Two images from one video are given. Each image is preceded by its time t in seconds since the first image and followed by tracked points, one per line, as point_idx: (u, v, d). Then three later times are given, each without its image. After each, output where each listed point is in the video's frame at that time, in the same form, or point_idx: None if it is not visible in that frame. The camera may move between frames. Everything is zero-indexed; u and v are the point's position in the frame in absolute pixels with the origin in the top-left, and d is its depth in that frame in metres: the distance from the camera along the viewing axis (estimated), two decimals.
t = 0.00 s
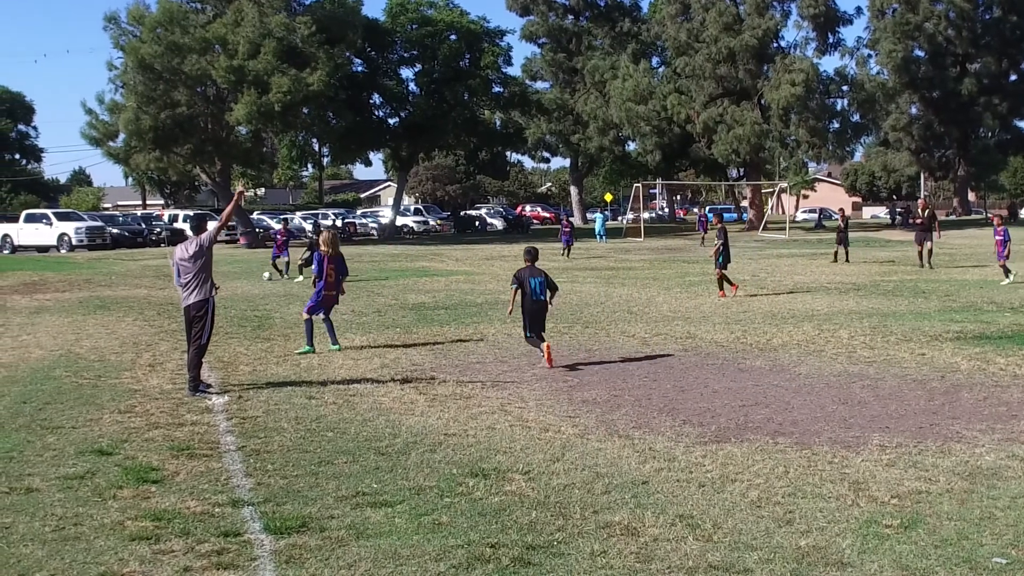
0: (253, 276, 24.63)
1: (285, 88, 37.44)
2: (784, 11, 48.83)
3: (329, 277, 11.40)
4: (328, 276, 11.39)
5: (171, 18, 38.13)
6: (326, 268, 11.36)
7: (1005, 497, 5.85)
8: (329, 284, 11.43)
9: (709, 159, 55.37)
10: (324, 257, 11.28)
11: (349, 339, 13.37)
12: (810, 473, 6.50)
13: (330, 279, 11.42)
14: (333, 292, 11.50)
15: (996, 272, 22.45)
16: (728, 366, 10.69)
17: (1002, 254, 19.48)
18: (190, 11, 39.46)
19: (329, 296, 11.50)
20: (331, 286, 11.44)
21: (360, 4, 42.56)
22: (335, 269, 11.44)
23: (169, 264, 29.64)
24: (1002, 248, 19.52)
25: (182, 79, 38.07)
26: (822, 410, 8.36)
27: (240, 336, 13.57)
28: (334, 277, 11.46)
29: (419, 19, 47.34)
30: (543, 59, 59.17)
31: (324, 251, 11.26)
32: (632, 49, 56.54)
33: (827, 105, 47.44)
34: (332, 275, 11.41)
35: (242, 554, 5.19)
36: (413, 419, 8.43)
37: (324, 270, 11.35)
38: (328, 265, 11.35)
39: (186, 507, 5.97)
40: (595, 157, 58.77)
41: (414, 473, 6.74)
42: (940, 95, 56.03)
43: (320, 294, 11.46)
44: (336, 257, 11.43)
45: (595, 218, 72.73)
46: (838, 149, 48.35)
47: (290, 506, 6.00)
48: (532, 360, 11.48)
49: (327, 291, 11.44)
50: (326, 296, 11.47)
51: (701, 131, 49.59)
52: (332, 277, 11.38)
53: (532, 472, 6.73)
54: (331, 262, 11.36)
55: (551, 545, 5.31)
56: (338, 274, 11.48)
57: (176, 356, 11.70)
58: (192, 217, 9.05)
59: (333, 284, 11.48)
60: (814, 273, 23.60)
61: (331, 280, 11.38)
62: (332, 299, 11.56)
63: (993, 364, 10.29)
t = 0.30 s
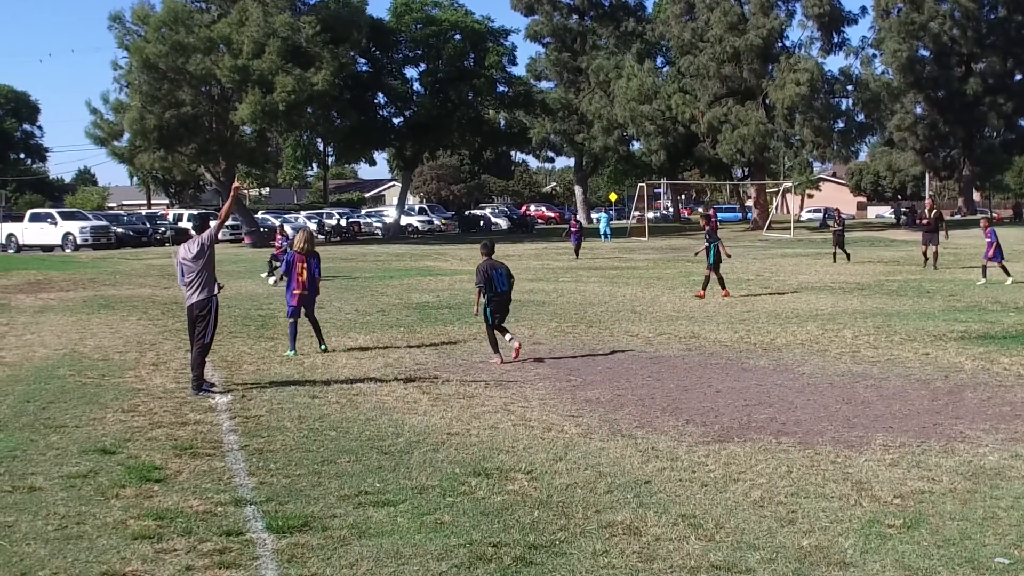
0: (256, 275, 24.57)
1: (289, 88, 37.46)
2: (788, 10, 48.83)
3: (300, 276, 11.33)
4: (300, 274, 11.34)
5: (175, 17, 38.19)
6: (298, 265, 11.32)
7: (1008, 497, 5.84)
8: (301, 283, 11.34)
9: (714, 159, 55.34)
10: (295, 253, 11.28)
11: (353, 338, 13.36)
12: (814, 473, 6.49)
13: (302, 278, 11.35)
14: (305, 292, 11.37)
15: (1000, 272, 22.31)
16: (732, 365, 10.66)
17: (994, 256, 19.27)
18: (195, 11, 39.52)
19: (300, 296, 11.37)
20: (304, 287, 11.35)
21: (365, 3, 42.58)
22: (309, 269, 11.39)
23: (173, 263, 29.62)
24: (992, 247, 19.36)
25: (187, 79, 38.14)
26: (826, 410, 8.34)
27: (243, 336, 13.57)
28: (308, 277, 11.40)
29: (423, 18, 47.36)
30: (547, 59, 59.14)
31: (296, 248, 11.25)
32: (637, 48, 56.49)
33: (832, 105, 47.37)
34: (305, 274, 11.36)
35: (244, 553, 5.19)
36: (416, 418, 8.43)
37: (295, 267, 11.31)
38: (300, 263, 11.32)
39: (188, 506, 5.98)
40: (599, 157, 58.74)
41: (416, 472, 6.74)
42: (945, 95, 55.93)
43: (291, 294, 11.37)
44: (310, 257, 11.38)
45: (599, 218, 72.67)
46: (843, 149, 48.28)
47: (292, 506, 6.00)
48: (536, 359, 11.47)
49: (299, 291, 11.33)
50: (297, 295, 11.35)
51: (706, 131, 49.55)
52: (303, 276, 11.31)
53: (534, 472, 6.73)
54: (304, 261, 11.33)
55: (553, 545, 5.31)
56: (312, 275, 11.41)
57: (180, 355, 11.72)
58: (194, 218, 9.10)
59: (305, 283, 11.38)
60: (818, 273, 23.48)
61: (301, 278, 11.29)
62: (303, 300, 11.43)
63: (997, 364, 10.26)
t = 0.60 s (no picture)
0: (259, 275, 24.55)
1: (294, 88, 37.49)
2: (793, 10, 48.80)
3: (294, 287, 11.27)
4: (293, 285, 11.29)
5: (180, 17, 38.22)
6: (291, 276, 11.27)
7: (1014, 498, 5.83)
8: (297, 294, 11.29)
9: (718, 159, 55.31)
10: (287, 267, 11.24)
11: (356, 338, 13.40)
12: (818, 472, 6.48)
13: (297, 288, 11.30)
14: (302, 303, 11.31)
15: (1004, 272, 22.23)
16: (736, 365, 10.65)
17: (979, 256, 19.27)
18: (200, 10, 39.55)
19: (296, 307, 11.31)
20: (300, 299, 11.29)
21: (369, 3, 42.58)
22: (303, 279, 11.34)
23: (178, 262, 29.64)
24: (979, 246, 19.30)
25: (192, 78, 38.21)
26: (831, 410, 8.33)
27: (248, 335, 13.64)
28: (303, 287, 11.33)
29: (428, 18, 47.37)
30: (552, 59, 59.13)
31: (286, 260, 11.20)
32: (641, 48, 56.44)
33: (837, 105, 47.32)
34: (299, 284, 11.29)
35: (248, 552, 5.20)
36: (420, 417, 8.44)
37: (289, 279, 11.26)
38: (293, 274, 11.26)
39: (193, 505, 5.99)
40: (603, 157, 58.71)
41: (420, 472, 6.75)
42: (950, 95, 55.81)
43: (288, 305, 11.31)
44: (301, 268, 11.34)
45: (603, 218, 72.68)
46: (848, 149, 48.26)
47: (297, 505, 6.00)
48: (540, 359, 11.48)
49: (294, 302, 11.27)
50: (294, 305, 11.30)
51: (710, 131, 49.51)
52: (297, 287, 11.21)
53: (539, 471, 6.73)
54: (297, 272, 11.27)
55: (557, 545, 5.31)
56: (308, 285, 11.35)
57: (185, 354, 11.75)
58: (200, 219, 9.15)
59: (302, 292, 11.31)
60: (822, 273, 23.42)
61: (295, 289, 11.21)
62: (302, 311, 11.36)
63: (1002, 364, 10.25)
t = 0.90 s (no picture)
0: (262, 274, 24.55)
1: (299, 87, 37.52)
2: (798, 10, 48.74)
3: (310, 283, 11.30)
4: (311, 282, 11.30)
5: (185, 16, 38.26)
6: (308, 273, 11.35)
7: (1019, 498, 5.81)
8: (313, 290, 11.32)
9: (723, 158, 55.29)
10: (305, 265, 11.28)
11: (360, 337, 13.40)
12: (822, 472, 6.48)
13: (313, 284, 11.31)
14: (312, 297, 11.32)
15: (1009, 272, 22.13)
16: (740, 365, 10.64)
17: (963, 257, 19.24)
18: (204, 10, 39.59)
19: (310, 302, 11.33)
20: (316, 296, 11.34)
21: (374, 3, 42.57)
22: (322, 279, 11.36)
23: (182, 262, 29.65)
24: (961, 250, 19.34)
25: (196, 78, 38.26)
26: (834, 410, 8.32)
27: (252, 334, 13.67)
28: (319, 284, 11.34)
29: (432, 18, 47.37)
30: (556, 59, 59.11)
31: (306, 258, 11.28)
32: (646, 48, 56.38)
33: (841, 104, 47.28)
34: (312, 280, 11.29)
35: (252, 552, 5.21)
36: (424, 417, 8.45)
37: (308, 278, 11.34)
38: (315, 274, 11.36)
39: (197, 505, 6.00)
40: (607, 156, 58.68)
41: (424, 471, 6.75)
42: (954, 95, 55.69)
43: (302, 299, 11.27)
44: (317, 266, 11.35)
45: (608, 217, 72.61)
46: (852, 149, 48.21)
47: (301, 504, 6.01)
48: (544, 359, 11.49)
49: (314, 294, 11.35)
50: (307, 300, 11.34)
51: (715, 130, 49.44)
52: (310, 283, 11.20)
53: (543, 471, 6.73)
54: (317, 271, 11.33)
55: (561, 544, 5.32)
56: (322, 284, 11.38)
57: (189, 354, 11.74)
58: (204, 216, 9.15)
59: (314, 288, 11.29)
60: (826, 272, 23.33)
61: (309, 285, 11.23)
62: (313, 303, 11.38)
63: (1007, 364, 10.23)
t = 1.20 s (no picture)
0: (267, 274, 24.58)
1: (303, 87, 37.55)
2: (802, 10, 48.74)
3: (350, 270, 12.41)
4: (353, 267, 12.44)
5: (189, 16, 38.32)
6: (349, 255, 12.34)
7: None
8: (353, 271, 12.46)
9: (727, 158, 55.29)
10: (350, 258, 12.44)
11: (363, 336, 13.45)
12: (826, 472, 6.47)
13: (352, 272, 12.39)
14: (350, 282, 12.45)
15: (1012, 273, 22.07)
16: (744, 365, 10.64)
17: (945, 259, 19.22)
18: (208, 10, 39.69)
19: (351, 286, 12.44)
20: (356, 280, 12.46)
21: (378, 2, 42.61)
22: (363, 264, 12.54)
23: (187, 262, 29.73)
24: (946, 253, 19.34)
25: (200, 78, 38.34)
26: (838, 410, 8.32)
27: (257, 333, 13.72)
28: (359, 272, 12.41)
29: (436, 17, 47.37)
30: (560, 58, 59.11)
31: (350, 242, 12.21)
32: (650, 47, 56.34)
33: (845, 104, 47.25)
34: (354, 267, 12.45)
35: (257, 551, 5.22)
36: (428, 416, 8.47)
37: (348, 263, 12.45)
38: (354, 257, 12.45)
39: (201, 503, 6.02)
40: (611, 156, 58.68)
41: (428, 470, 6.76)
42: (958, 94, 55.60)
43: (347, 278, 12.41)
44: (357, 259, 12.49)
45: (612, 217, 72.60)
46: (856, 148, 48.19)
47: (305, 503, 6.03)
48: (548, 358, 11.52)
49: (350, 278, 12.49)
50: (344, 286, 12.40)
51: (719, 130, 49.38)
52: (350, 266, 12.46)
53: (546, 470, 6.74)
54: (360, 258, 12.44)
55: (564, 544, 5.32)
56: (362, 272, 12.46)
57: (193, 353, 11.75)
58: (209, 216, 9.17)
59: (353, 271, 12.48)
60: (830, 272, 23.28)
61: (354, 271, 12.12)
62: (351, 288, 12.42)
63: (1011, 364, 10.21)
